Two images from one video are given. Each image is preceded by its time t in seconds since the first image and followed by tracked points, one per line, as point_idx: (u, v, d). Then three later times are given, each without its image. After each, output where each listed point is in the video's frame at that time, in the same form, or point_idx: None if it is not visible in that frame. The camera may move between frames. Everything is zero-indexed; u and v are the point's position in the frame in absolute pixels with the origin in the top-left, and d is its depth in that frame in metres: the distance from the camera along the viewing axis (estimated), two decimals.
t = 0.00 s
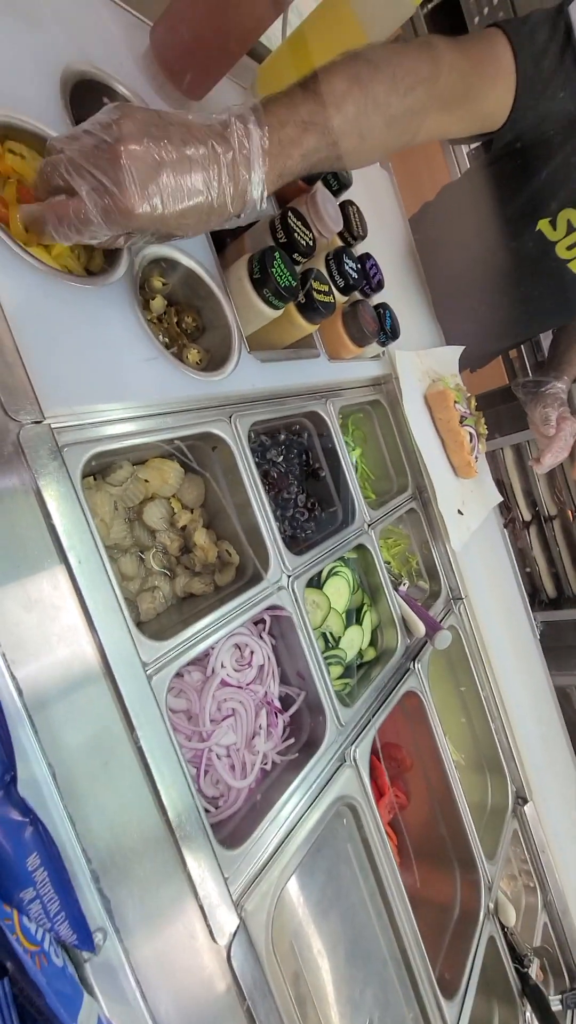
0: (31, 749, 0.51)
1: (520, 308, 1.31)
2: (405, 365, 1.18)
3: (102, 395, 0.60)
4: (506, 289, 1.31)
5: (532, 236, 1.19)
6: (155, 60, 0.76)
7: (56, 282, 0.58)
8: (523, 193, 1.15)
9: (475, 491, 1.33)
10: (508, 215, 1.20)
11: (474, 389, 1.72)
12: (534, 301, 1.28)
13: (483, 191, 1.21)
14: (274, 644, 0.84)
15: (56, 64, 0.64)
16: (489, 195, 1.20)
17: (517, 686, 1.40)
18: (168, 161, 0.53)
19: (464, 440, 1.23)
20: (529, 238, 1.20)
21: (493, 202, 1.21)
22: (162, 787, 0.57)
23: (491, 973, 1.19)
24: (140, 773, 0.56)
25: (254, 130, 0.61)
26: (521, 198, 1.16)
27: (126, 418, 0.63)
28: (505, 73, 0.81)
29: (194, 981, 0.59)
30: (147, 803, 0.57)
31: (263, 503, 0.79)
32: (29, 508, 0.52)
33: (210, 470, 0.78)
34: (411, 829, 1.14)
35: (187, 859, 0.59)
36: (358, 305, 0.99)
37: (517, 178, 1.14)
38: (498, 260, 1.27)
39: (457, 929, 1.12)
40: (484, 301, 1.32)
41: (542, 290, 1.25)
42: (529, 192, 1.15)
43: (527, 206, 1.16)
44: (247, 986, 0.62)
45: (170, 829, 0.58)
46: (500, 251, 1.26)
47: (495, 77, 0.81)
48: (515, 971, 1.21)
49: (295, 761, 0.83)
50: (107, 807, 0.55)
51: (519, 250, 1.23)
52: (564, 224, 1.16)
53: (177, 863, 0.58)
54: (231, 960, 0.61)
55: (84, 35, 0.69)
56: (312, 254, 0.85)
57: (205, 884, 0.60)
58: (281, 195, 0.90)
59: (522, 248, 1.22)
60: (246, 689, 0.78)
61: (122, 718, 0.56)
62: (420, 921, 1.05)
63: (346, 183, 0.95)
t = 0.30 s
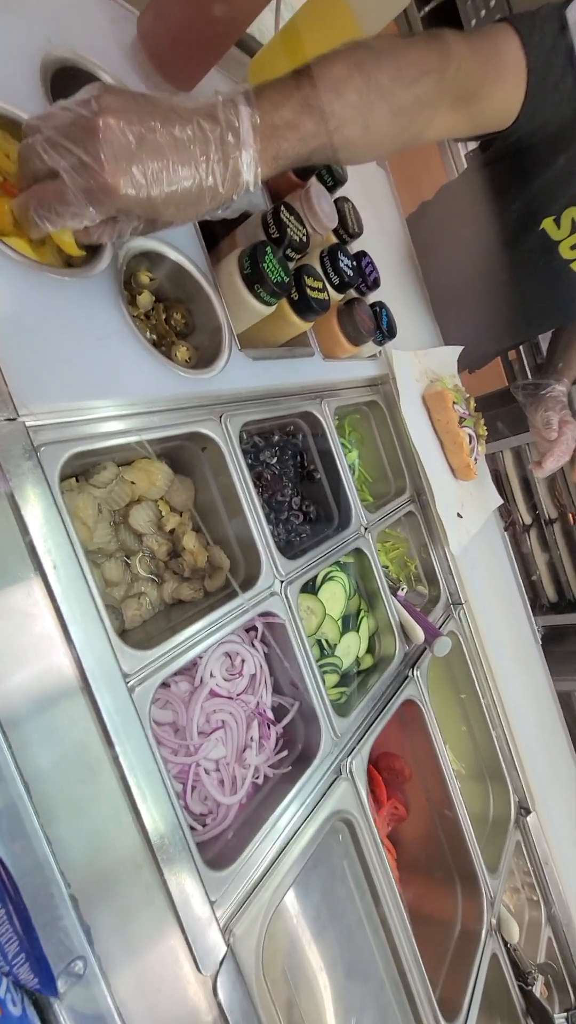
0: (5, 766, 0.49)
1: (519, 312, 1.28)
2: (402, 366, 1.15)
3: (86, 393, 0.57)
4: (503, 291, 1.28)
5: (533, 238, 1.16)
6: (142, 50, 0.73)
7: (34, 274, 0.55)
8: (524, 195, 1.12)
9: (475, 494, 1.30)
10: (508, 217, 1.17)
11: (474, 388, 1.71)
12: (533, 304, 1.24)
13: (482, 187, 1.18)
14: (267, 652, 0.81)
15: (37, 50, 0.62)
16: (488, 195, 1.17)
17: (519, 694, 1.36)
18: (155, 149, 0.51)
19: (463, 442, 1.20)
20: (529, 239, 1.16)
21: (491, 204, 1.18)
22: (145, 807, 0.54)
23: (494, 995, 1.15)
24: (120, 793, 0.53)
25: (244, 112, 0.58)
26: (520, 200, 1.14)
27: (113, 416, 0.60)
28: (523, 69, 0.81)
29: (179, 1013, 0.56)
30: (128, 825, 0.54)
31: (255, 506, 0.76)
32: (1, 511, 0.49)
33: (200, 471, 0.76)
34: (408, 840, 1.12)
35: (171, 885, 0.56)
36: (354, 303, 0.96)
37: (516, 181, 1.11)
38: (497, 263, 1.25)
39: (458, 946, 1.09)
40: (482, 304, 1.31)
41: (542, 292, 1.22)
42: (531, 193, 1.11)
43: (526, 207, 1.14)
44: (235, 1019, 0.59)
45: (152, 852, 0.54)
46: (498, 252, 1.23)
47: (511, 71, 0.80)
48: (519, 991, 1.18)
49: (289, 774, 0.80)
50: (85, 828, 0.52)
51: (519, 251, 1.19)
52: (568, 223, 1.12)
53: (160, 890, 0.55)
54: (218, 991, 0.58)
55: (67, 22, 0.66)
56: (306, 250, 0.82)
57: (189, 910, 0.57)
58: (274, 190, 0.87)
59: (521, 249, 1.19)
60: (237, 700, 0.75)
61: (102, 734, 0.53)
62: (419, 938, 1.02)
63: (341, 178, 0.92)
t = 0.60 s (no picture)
0: None
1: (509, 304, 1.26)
2: (389, 357, 1.14)
3: (65, 380, 0.56)
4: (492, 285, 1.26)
5: (521, 230, 1.15)
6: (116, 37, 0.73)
7: (7, 257, 0.54)
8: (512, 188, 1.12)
9: (466, 485, 1.29)
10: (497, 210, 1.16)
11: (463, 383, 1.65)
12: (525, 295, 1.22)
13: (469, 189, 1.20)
14: (255, 645, 0.80)
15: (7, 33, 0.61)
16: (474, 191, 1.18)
17: (514, 686, 1.36)
18: (140, 12, 0.39)
19: (453, 431, 1.18)
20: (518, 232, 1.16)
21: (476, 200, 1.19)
22: (125, 802, 0.54)
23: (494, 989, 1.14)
24: (100, 787, 0.53)
25: None
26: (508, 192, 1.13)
27: (92, 401, 0.59)
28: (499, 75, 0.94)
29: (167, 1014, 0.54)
30: (109, 822, 0.53)
31: (241, 496, 0.75)
32: None
33: (184, 462, 0.74)
34: (405, 837, 1.10)
35: (155, 884, 0.55)
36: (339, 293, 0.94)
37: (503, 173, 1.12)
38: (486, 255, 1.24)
39: (456, 941, 1.07)
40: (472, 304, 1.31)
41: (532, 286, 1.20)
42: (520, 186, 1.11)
43: (515, 199, 1.13)
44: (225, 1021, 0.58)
45: (135, 848, 0.54)
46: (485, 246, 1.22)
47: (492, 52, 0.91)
48: (519, 983, 1.16)
49: (280, 768, 0.79)
50: (64, 823, 0.51)
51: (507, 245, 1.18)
52: (559, 213, 1.10)
53: (144, 887, 0.54)
54: (206, 991, 0.57)
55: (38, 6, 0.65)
56: (288, 237, 0.81)
57: (175, 906, 0.57)
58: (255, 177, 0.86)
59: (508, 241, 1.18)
60: (224, 693, 0.74)
61: (80, 728, 0.52)
62: (416, 935, 1.00)
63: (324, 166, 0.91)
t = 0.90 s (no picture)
0: None
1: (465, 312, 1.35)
2: (340, 364, 1.20)
3: (17, 393, 0.57)
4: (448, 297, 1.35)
5: (474, 244, 1.26)
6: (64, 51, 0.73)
7: None
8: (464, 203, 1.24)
9: (412, 487, 1.36)
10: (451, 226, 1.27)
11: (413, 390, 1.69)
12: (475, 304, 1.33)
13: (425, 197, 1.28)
14: (207, 648, 0.81)
15: None
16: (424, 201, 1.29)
17: (460, 680, 1.41)
18: None
19: (398, 439, 1.27)
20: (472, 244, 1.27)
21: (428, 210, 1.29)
22: (73, 805, 0.56)
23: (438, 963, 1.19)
24: (48, 792, 0.55)
25: None
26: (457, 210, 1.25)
27: (53, 415, 0.62)
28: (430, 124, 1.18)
29: (116, 1001, 0.58)
30: (59, 824, 0.55)
31: (190, 504, 0.77)
32: None
33: (135, 470, 0.75)
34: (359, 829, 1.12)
35: (105, 884, 0.57)
36: (288, 304, 1.00)
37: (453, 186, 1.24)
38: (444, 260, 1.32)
39: (402, 924, 1.11)
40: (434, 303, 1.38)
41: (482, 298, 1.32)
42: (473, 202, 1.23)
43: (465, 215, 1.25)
44: (172, 1006, 0.61)
45: (84, 849, 0.56)
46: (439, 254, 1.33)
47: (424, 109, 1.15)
48: (461, 957, 1.20)
49: (230, 765, 0.80)
50: (12, 827, 0.52)
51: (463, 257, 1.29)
52: (507, 227, 1.22)
53: (93, 888, 0.57)
54: (155, 982, 0.60)
55: None
56: (238, 253, 0.85)
57: (124, 902, 0.59)
58: (206, 190, 0.92)
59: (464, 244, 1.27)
60: (176, 696, 0.74)
61: (27, 734, 0.54)
62: (367, 924, 1.03)
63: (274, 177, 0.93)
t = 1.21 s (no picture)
0: None
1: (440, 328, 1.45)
2: (307, 370, 1.24)
3: None
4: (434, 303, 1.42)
5: (452, 266, 1.36)
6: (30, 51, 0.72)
7: None
8: (442, 241, 1.35)
9: (379, 490, 1.40)
10: (432, 248, 1.37)
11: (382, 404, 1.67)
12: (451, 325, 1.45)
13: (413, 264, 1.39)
14: (172, 651, 0.81)
15: None
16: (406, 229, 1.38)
17: (423, 679, 1.44)
18: None
19: (366, 444, 1.28)
20: (458, 266, 1.36)
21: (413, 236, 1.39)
22: (35, 813, 0.56)
23: (398, 956, 1.21)
24: (10, 802, 0.55)
25: None
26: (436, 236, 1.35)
27: (18, 421, 0.61)
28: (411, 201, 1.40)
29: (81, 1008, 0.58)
30: (22, 833, 0.55)
31: (156, 509, 0.77)
32: None
33: (99, 474, 0.75)
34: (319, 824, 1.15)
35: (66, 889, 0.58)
36: (255, 311, 1.00)
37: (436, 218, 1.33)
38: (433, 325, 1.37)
39: (365, 918, 1.13)
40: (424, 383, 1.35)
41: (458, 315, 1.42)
42: (447, 236, 1.34)
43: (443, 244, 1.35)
44: (133, 1008, 0.62)
45: (46, 856, 0.56)
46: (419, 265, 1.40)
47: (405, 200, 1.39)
48: (422, 948, 1.22)
49: (194, 769, 0.80)
50: None
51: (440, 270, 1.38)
52: (481, 254, 1.33)
53: (55, 894, 0.57)
54: (116, 983, 0.61)
55: None
56: (205, 259, 0.87)
57: (85, 905, 0.59)
58: (175, 198, 0.94)
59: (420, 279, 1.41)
60: (139, 700, 0.74)
61: None
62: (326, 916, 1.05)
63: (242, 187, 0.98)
